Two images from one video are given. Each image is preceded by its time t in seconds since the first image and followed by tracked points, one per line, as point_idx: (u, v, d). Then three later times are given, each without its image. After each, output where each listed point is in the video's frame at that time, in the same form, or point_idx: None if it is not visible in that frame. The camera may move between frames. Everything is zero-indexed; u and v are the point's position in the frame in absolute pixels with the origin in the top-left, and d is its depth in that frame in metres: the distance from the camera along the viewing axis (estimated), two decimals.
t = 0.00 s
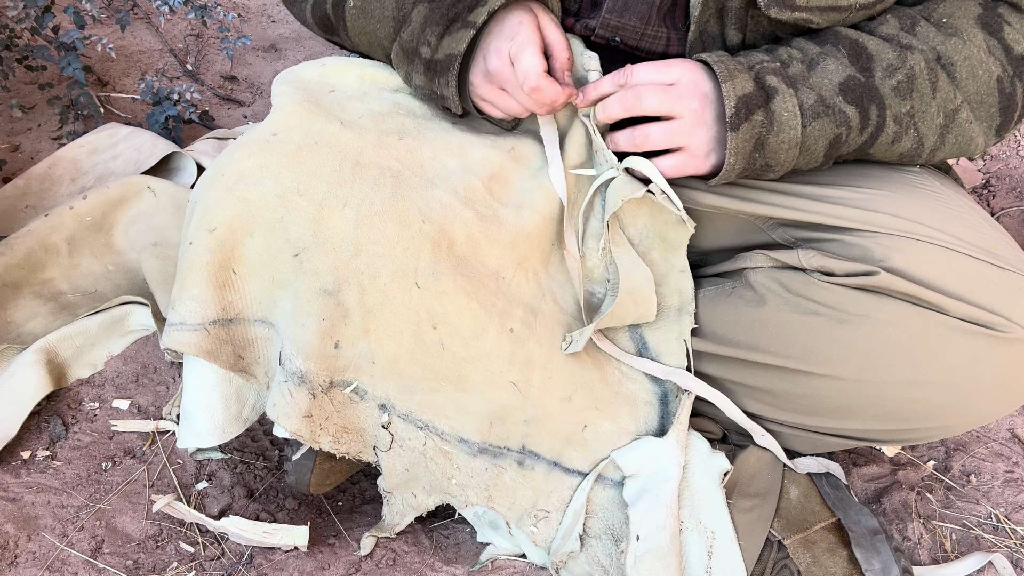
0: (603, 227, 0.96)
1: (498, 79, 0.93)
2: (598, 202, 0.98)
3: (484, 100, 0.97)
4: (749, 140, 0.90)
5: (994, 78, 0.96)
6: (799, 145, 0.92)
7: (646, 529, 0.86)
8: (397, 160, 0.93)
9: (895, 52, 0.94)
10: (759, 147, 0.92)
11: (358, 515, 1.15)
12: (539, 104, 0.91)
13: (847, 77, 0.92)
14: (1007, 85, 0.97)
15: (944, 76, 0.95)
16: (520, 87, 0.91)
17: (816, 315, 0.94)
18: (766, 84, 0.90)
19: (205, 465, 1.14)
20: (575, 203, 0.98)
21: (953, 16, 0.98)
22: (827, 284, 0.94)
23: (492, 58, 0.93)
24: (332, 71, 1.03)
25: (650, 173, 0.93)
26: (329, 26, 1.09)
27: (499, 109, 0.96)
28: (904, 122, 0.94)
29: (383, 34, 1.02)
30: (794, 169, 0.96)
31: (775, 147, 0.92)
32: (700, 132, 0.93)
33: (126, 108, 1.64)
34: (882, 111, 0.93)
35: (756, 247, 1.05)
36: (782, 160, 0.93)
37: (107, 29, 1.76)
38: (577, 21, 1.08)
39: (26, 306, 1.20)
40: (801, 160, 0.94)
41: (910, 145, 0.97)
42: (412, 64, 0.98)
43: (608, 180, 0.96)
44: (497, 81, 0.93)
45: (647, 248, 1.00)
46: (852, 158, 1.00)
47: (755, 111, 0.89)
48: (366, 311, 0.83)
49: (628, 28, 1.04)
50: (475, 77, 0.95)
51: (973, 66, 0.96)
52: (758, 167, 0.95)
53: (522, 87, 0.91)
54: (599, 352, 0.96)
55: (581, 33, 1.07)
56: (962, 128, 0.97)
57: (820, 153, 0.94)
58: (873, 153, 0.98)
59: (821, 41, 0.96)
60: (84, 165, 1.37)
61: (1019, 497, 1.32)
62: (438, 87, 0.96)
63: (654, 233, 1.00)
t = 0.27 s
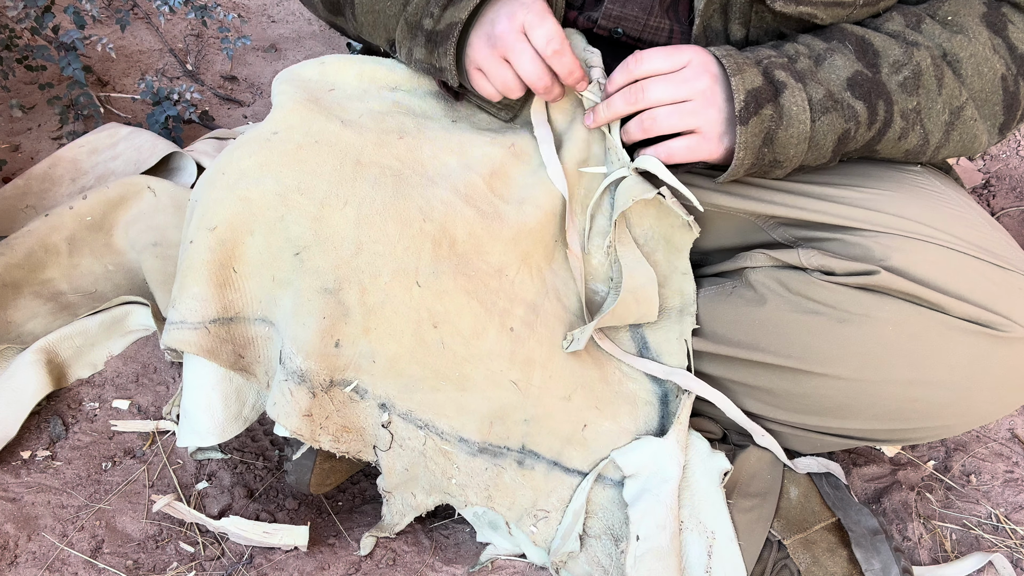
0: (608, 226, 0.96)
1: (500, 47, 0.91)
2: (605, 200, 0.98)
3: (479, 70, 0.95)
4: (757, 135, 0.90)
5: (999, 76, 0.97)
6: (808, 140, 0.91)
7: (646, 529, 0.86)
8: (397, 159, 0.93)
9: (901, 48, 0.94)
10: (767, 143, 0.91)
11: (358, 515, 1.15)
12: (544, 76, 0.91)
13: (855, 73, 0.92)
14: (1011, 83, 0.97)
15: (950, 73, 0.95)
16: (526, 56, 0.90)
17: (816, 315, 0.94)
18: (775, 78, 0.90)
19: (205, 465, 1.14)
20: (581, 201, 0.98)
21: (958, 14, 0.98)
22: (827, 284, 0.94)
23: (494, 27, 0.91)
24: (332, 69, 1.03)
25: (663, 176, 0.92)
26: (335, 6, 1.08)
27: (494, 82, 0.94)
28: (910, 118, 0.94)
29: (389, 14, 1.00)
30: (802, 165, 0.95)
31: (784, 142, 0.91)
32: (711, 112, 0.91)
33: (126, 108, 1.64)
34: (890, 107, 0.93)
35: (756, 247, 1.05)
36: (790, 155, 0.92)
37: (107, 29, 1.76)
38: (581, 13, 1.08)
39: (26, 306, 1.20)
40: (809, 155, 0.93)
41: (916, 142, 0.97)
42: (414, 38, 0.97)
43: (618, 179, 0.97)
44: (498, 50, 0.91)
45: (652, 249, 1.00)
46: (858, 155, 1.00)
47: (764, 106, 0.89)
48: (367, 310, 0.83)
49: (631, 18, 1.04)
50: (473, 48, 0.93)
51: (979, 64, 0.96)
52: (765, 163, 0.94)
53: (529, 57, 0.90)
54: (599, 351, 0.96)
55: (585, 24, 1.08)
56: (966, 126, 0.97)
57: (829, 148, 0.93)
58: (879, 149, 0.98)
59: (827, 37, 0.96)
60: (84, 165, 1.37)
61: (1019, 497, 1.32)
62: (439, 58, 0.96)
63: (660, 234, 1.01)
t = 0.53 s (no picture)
0: (609, 224, 0.96)
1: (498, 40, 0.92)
2: (605, 199, 0.98)
3: (477, 64, 0.95)
4: (757, 135, 0.90)
5: (998, 75, 0.97)
6: (808, 139, 0.91)
7: (645, 529, 0.86)
8: (397, 159, 0.93)
9: (901, 47, 0.94)
10: (767, 142, 0.91)
11: (358, 515, 1.15)
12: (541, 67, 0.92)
13: (854, 72, 0.92)
14: (1010, 82, 0.97)
15: (950, 72, 0.95)
16: (524, 47, 0.91)
17: (816, 315, 0.94)
18: (774, 78, 0.90)
19: (205, 465, 1.14)
20: (581, 200, 0.99)
21: (957, 14, 0.98)
22: (827, 284, 0.94)
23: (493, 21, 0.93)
24: (332, 68, 1.03)
25: (661, 176, 0.93)
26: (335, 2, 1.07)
27: (491, 75, 0.95)
28: (910, 117, 0.94)
29: (389, 8, 1.01)
30: (802, 164, 0.95)
31: (783, 141, 0.91)
32: (708, 121, 0.92)
33: (126, 108, 1.64)
34: (889, 106, 0.93)
35: (756, 247, 1.05)
36: (790, 154, 0.92)
37: (107, 29, 1.76)
38: (581, 11, 1.08)
39: (26, 306, 1.20)
40: (809, 155, 0.93)
41: (915, 141, 0.97)
42: (411, 33, 0.97)
43: (618, 178, 0.97)
44: (496, 42, 0.92)
45: (653, 249, 1.00)
46: (858, 154, 1.00)
47: (763, 105, 0.89)
48: (367, 309, 0.83)
49: (631, 15, 1.04)
50: (472, 43, 0.94)
51: (978, 63, 0.96)
52: (765, 163, 0.94)
53: (527, 48, 0.91)
54: (599, 351, 0.96)
55: (585, 23, 1.08)
56: (966, 125, 0.97)
57: (829, 147, 0.93)
58: (879, 148, 0.98)
59: (827, 37, 0.96)
60: (83, 165, 1.37)
61: (1019, 497, 1.31)
62: (434, 52, 0.95)
63: (661, 233, 1.01)
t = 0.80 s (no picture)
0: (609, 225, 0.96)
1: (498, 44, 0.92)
2: (606, 200, 0.98)
3: (476, 66, 0.95)
4: (756, 134, 0.90)
5: (997, 75, 0.97)
6: (807, 139, 0.91)
7: (645, 529, 0.86)
8: (397, 159, 0.93)
9: (900, 47, 0.94)
10: (767, 142, 0.91)
11: (358, 515, 1.15)
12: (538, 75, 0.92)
13: (853, 72, 0.92)
14: (1009, 82, 0.97)
15: (949, 72, 0.95)
16: (523, 52, 0.91)
17: (816, 315, 0.94)
18: (773, 77, 0.90)
19: (205, 465, 1.14)
20: (581, 201, 0.99)
21: (956, 13, 0.98)
22: (827, 284, 0.94)
23: (493, 24, 0.93)
24: (332, 68, 1.03)
25: (662, 176, 0.93)
26: (335, 7, 1.07)
27: (489, 78, 0.95)
28: (909, 116, 0.94)
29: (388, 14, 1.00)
30: (801, 164, 0.95)
31: (782, 141, 0.91)
32: (711, 115, 0.91)
33: (126, 108, 1.64)
34: (889, 105, 0.93)
35: (755, 247, 1.05)
36: (790, 154, 0.92)
37: (107, 29, 1.76)
38: (580, 13, 1.08)
39: (26, 306, 1.20)
40: (809, 154, 0.93)
41: (915, 141, 0.97)
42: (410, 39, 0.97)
43: (619, 179, 0.97)
44: (495, 46, 0.92)
45: (652, 249, 1.01)
46: (858, 154, 0.99)
47: (762, 105, 0.89)
48: (366, 310, 0.83)
49: (630, 16, 1.04)
50: (471, 44, 0.94)
51: (977, 62, 0.96)
52: (765, 163, 0.94)
53: (526, 55, 0.91)
54: (599, 351, 0.96)
55: (584, 24, 1.08)
56: (965, 124, 0.97)
57: (828, 147, 0.93)
58: (878, 148, 0.98)
59: (826, 37, 0.96)
60: (83, 165, 1.37)
61: (1019, 497, 1.31)
62: (434, 58, 0.96)
63: (661, 234, 1.01)
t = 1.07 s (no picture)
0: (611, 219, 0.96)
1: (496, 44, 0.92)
2: (607, 196, 0.98)
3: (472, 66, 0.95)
4: (756, 132, 0.90)
5: (998, 74, 0.97)
6: (807, 137, 0.91)
7: (645, 530, 0.86)
8: (398, 159, 0.93)
9: (900, 46, 0.94)
10: (766, 140, 0.91)
11: (358, 515, 1.15)
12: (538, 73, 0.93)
13: (853, 71, 0.92)
14: (1010, 81, 0.97)
15: (949, 71, 0.95)
16: (522, 52, 0.91)
17: (817, 315, 0.94)
18: (773, 75, 0.90)
19: (205, 465, 1.14)
20: (583, 197, 0.99)
21: (956, 12, 0.98)
22: (827, 284, 0.94)
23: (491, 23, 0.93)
24: (331, 68, 1.03)
25: (663, 167, 0.93)
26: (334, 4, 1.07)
27: (487, 77, 0.95)
28: (909, 116, 0.94)
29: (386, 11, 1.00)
30: (801, 162, 0.95)
31: (782, 139, 0.91)
32: (710, 112, 0.92)
33: (126, 108, 1.64)
34: (888, 105, 0.93)
35: (756, 247, 1.05)
36: (790, 152, 0.92)
37: (107, 29, 1.76)
38: (580, 12, 1.08)
39: (26, 306, 1.20)
40: (808, 152, 0.93)
41: (914, 140, 0.97)
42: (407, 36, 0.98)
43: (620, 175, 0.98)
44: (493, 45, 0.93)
45: (656, 245, 1.00)
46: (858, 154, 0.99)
47: (762, 103, 0.89)
48: (366, 309, 0.83)
49: (631, 16, 1.04)
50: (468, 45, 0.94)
51: (977, 62, 0.96)
52: (765, 161, 0.94)
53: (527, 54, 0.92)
54: (600, 351, 0.96)
55: (584, 24, 1.07)
56: (965, 124, 0.97)
57: (828, 146, 0.93)
58: (877, 147, 0.98)
59: (826, 36, 0.96)
60: (83, 165, 1.37)
61: (1019, 497, 1.32)
62: (430, 56, 0.96)
63: (664, 229, 1.01)
